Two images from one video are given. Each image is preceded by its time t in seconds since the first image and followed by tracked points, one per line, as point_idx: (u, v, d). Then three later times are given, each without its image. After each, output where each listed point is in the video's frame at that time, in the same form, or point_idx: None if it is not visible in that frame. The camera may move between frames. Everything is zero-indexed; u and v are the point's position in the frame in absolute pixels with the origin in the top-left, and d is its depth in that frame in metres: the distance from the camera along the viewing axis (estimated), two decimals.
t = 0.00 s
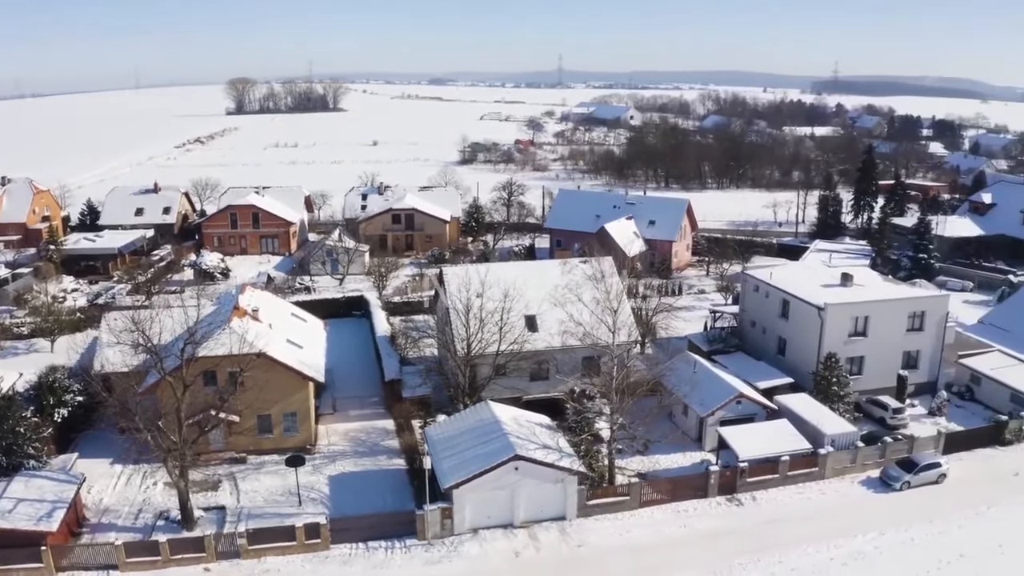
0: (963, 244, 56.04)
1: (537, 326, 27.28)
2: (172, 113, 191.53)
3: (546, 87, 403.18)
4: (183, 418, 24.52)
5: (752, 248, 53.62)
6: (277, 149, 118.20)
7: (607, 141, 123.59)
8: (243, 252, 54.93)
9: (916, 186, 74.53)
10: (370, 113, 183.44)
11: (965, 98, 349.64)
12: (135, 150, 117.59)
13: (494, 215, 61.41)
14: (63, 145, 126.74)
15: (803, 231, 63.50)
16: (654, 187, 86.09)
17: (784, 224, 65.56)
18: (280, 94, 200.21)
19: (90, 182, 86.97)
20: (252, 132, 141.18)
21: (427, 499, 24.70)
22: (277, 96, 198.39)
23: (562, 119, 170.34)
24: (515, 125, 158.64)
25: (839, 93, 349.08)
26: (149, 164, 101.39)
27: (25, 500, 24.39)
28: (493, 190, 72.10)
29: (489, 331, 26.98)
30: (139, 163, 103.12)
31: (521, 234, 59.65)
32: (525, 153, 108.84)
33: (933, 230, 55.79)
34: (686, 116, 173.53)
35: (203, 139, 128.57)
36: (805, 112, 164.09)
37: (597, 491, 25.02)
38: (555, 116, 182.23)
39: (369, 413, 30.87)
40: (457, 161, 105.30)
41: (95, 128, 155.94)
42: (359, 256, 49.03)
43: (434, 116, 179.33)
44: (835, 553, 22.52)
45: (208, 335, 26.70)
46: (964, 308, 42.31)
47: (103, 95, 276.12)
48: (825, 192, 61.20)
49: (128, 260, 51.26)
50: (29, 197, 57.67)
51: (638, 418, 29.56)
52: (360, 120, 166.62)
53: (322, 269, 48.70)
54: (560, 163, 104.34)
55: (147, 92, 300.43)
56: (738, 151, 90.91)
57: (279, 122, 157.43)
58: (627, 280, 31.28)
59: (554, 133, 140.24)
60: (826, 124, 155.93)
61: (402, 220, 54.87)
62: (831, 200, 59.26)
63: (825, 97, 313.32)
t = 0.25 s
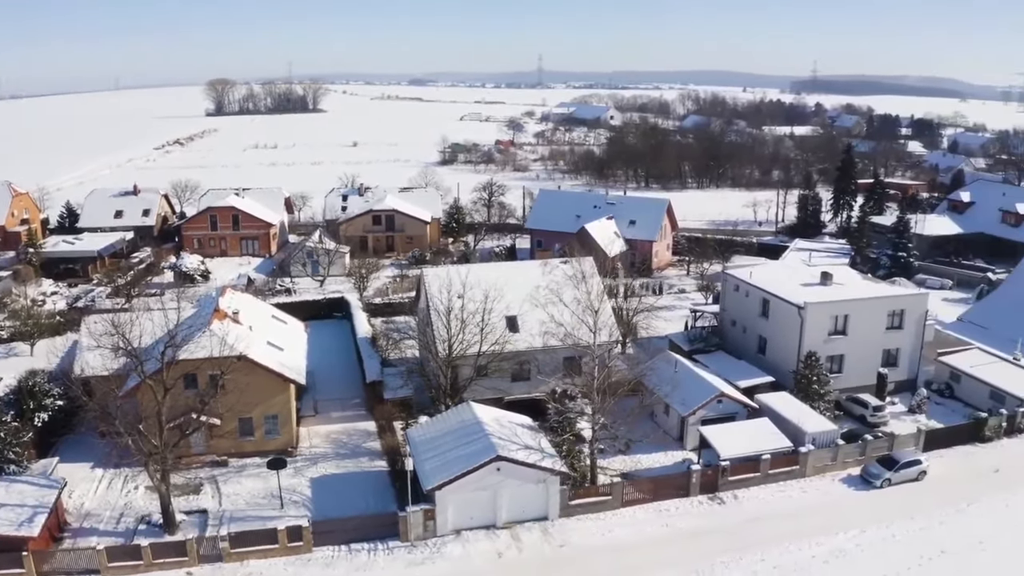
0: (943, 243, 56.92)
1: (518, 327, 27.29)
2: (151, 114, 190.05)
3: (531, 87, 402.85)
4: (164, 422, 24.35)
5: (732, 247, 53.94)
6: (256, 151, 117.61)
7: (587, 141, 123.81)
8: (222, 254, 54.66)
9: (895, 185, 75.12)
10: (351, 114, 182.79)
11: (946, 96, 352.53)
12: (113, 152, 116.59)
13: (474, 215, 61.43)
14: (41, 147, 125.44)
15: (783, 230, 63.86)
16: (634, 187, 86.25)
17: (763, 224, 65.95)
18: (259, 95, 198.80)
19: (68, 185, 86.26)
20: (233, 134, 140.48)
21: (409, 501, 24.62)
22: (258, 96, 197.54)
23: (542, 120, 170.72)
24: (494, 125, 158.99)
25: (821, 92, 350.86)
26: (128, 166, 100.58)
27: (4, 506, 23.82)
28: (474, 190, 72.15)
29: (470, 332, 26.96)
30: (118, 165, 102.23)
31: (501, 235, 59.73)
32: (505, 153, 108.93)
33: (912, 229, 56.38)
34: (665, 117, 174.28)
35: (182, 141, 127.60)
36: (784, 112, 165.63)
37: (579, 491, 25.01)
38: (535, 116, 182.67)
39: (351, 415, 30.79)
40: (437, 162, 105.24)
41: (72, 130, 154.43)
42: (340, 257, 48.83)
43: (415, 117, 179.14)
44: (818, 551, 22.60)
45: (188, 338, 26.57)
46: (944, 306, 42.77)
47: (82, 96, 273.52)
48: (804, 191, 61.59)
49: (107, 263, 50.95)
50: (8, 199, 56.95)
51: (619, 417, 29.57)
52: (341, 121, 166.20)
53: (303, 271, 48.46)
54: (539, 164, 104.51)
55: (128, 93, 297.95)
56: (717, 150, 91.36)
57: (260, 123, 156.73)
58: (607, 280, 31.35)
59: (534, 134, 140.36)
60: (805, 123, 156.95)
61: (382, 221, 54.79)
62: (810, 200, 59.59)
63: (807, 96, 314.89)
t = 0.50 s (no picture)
0: (918, 241, 57.59)
1: (495, 327, 27.30)
2: (125, 116, 187.98)
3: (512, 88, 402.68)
4: (141, 425, 24.14)
5: (708, 245, 54.32)
6: (231, 152, 116.85)
7: (563, 141, 124.12)
8: (198, 256, 54.36)
9: (869, 183, 75.84)
10: (329, 115, 182.06)
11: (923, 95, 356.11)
12: (87, 154, 115.30)
13: (451, 215, 61.52)
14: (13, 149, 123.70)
15: (759, 228, 64.31)
16: (610, 186, 86.43)
17: (739, 222, 66.41)
18: (234, 96, 197.14)
19: (42, 188, 85.28)
20: (209, 135, 139.47)
21: (389, 502, 24.52)
22: (233, 97, 196.19)
23: (519, 119, 171.09)
24: (469, 125, 159.46)
25: (800, 91, 352.97)
26: (102, 168, 99.53)
27: None
28: (450, 190, 72.16)
29: (448, 333, 26.94)
30: (91, 167, 101.15)
31: (478, 235, 59.78)
32: (481, 153, 109.01)
33: (887, 227, 56.84)
34: (642, 116, 175.29)
35: (157, 142, 126.38)
36: (758, 112, 167.28)
37: (558, 491, 24.99)
38: (511, 116, 183.04)
39: (329, 417, 30.73)
40: (413, 163, 105.08)
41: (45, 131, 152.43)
42: (316, 259, 48.57)
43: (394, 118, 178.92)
44: (796, 548, 22.70)
45: (165, 341, 26.40)
46: (919, 303, 43.17)
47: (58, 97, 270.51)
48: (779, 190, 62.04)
49: (82, 266, 50.51)
50: None
51: (597, 417, 29.62)
52: (319, 122, 165.53)
53: (280, 272, 48.35)
54: (516, 164, 104.67)
55: (106, 94, 295.03)
56: (693, 149, 92.02)
57: (237, 124, 155.71)
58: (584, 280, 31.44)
59: (511, 134, 140.52)
60: (780, 123, 158.36)
61: (359, 222, 54.77)
62: (786, 198, 59.86)
63: (784, 95, 317.19)
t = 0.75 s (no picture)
0: (897, 238, 57.84)
1: (477, 327, 27.36)
2: (104, 117, 186.59)
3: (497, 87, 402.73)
4: (122, 429, 23.94)
5: (689, 244, 54.58)
6: (210, 153, 116.20)
7: (542, 141, 124.37)
8: (178, 257, 54.10)
9: (849, 181, 76.31)
10: (310, 115, 181.51)
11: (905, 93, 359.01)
12: (65, 156, 114.15)
13: (431, 216, 61.60)
14: None
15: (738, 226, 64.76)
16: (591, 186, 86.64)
17: (719, 221, 66.79)
18: (213, 97, 195.82)
19: (19, 190, 84.53)
20: (189, 136, 138.61)
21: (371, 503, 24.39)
22: (212, 97, 195.07)
23: (500, 119, 171.41)
24: (450, 125, 159.71)
25: (781, 90, 355.36)
26: (80, 170, 98.71)
27: None
28: (430, 191, 72.16)
29: (429, 333, 26.97)
30: (69, 169, 100.28)
31: (459, 235, 59.75)
32: (461, 153, 109.11)
33: (867, 225, 57.10)
34: (621, 116, 176.04)
35: (136, 143, 125.54)
36: (737, 111, 168.42)
37: (541, 491, 24.96)
38: (491, 116, 183.16)
39: (310, 418, 30.66)
40: (393, 163, 104.95)
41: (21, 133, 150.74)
42: (297, 260, 48.65)
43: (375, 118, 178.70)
44: (778, 545, 22.78)
45: (145, 344, 26.23)
46: (898, 301, 43.54)
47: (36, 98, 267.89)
48: (759, 189, 62.66)
49: (61, 268, 50.13)
50: None
51: (579, 416, 29.65)
52: (300, 122, 164.99)
53: (260, 274, 48.11)
54: (496, 163, 104.80)
55: (86, 95, 292.82)
56: (672, 148, 92.69)
57: (217, 125, 154.84)
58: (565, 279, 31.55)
59: (490, 133, 140.60)
60: (758, 122, 159.40)
61: (339, 223, 54.76)
62: (766, 196, 60.67)
63: (766, 94, 319.11)
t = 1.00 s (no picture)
0: (872, 236, 58.27)
1: (454, 328, 27.45)
2: (77, 119, 184.72)
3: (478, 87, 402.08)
4: (98, 432, 23.70)
5: (665, 243, 54.76)
6: (185, 154, 115.37)
7: (518, 140, 124.63)
8: (153, 260, 53.77)
9: (823, 179, 77.07)
10: (288, 116, 180.57)
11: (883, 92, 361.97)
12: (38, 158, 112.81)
13: (407, 216, 61.63)
14: None
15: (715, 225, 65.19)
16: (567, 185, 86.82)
17: (695, 220, 67.18)
18: (187, 97, 194.14)
19: None
20: (165, 137, 137.50)
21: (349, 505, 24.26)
22: (187, 98, 193.69)
23: (476, 119, 171.79)
24: (426, 125, 159.85)
25: (760, 89, 358.09)
26: (54, 172, 97.68)
27: None
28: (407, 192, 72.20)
29: (407, 334, 27.01)
30: (42, 171, 99.19)
31: (435, 235, 59.92)
32: (438, 153, 109.17)
33: (842, 222, 57.64)
34: (597, 115, 177.06)
35: (111, 144, 124.31)
36: (711, 110, 169.82)
37: (519, 490, 24.91)
38: (467, 116, 183.30)
39: (287, 420, 30.58)
40: (369, 163, 104.74)
41: None
42: (273, 261, 48.68)
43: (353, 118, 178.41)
44: (756, 542, 22.87)
45: (120, 347, 26.03)
46: (874, 298, 43.96)
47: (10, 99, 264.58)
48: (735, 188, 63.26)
49: (35, 271, 49.64)
50: None
51: (557, 415, 29.70)
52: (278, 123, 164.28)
53: (235, 275, 47.98)
54: (473, 163, 104.94)
55: (62, 97, 289.41)
56: (649, 148, 93.39)
57: (193, 126, 153.74)
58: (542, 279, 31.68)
59: (466, 133, 140.70)
60: (733, 121, 160.62)
61: (315, 224, 54.64)
62: (741, 196, 61.26)
63: (745, 93, 321.34)
